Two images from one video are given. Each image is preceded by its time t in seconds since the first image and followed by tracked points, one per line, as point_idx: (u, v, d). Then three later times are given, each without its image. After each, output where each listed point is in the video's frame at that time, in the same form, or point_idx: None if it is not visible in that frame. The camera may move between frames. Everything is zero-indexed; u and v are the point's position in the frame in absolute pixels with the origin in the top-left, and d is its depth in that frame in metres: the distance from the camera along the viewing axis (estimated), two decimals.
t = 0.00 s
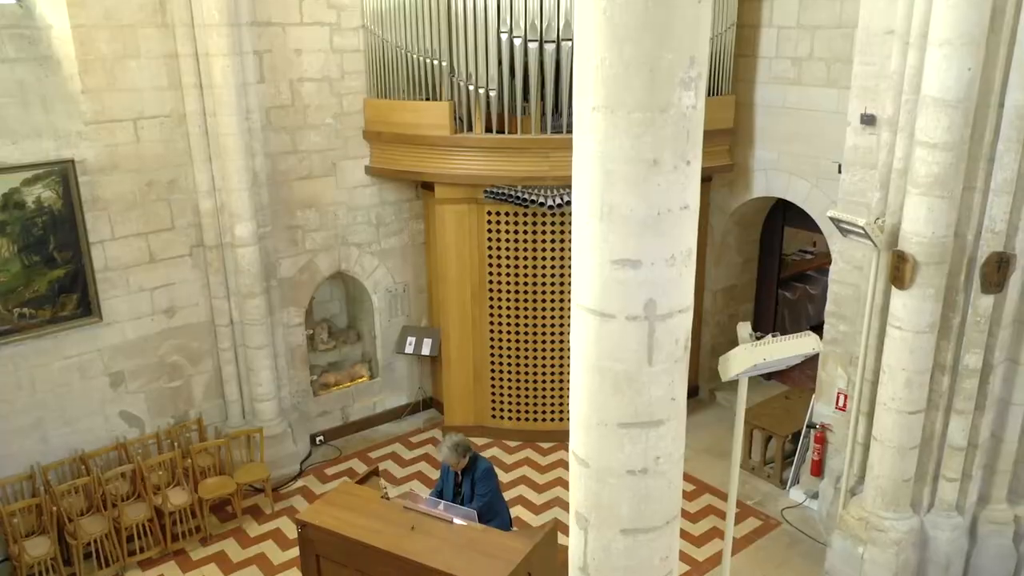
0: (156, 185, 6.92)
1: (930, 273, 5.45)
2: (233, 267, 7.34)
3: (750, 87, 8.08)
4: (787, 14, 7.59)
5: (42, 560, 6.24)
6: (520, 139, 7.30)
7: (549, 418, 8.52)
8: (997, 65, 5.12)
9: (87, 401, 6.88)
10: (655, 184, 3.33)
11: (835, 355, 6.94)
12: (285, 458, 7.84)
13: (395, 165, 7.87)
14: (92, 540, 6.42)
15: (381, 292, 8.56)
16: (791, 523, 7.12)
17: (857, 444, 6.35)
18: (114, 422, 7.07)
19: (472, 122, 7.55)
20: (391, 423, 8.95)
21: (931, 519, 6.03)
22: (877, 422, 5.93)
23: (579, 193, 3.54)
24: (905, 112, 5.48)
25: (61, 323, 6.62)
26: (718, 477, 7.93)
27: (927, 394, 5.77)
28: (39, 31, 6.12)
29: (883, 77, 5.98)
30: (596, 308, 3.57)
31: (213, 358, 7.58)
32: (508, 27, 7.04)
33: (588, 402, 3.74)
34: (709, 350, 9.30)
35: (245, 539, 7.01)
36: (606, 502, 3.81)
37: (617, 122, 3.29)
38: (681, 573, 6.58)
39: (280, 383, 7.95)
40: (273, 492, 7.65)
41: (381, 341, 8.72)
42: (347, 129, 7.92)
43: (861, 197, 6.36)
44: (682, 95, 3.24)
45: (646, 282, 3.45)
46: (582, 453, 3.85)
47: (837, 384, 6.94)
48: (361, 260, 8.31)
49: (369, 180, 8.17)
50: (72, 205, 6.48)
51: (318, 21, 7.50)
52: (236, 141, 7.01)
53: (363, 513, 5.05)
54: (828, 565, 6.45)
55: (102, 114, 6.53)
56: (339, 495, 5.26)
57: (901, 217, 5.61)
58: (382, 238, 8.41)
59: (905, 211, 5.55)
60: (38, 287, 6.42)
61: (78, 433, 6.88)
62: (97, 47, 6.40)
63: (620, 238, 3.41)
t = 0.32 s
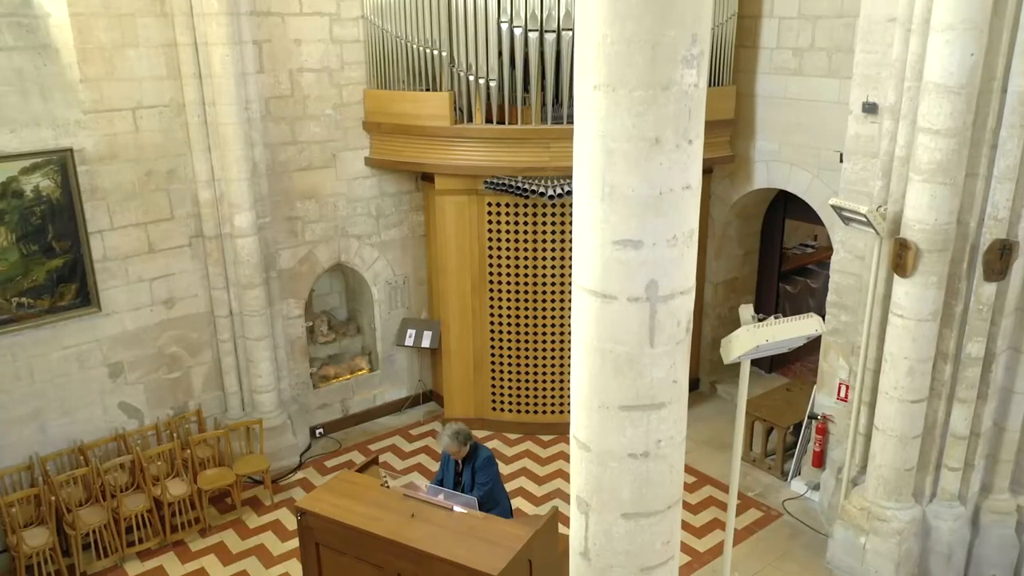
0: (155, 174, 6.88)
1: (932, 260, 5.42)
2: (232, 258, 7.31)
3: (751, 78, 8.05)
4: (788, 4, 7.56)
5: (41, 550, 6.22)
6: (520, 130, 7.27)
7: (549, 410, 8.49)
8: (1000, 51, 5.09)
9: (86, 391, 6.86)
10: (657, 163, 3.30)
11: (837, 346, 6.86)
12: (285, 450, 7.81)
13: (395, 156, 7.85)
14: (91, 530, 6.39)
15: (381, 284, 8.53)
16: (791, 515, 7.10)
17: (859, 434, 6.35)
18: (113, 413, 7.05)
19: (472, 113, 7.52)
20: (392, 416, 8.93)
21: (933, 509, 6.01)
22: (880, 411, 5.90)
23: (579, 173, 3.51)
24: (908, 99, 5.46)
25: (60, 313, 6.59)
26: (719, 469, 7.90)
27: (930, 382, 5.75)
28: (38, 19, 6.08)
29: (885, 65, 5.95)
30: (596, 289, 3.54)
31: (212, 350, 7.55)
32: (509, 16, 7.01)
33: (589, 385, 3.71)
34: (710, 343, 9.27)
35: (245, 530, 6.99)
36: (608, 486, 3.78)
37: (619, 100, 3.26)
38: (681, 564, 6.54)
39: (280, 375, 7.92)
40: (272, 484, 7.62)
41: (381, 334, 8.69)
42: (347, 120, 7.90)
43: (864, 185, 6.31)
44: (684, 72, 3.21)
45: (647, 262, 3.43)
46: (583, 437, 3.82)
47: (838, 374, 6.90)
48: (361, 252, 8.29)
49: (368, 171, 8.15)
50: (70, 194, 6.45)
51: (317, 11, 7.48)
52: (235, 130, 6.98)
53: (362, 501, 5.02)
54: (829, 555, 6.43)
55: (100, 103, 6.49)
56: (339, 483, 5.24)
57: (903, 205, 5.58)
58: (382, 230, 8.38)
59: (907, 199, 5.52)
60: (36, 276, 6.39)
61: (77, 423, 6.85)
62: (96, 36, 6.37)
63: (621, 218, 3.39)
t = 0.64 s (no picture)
0: (153, 163, 6.86)
1: (934, 246, 5.40)
2: (231, 248, 7.29)
3: (752, 68, 8.02)
4: None
5: (39, 540, 6.19)
6: (520, 119, 7.25)
7: (549, 402, 8.46)
8: (1003, 36, 5.07)
9: (84, 381, 6.83)
10: (658, 140, 3.28)
11: (839, 336, 6.78)
12: (285, 441, 7.79)
13: (395, 147, 7.82)
14: (89, 520, 6.36)
15: (381, 276, 8.50)
16: (793, 505, 7.06)
17: (861, 423, 6.32)
18: (112, 404, 7.02)
19: (472, 102, 7.49)
20: (391, 408, 8.90)
21: (936, 497, 5.98)
22: (882, 399, 5.87)
23: (579, 152, 3.49)
24: (910, 85, 5.43)
25: (58, 302, 6.56)
26: (719, 460, 7.88)
27: (932, 369, 5.72)
28: (36, 7, 6.05)
29: (886, 52, 5.92)
30: (597, 269, 3.52)
31: (211, 340, 7.52)
32: (508, 5, 6.98)
33: (589, 366, 3.69)
34: (711, 335, 9.24)
35: (243, 521, 6.96)
36: (609, 469, 3.76)
37: (619, 77, 3.23)
38: (682, 554, 6.50)
39: (280, 366, 7.89)
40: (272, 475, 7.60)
41: (380, 325, 8.66)
42: (346, 110, 7.87)
43: (865, 173, 6.28)
44: (686, 48, 3.19)
45: (648, 241, 3.40)
46: (584, 419, 3.80)
47: (839, 364, 6.87)
48: (360, 243, 8.26)
49: (368, 161, 8.12)
50: (68, 183, 6.42)
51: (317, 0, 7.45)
52: (234, 119, 6.96)
53: (361, 487, 5.00)
54: (831, 545, 6.41)
55: (99, 91, 6.47)
56: (338, 470, 5.21)
57: (905, 191, 5.55)
58: (382, 221, 8.36)
59: (908, 185, 5.50)
60: (34, 265, 6.36)
61: (75, 413, 6.82)
62: (94, 23, 6.35)
63: (622, 196, 3.36)
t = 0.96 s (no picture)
0: (152, 152, 6.83)
1: (936, 233, 5.37)
2: (230, 238, 7.26)
3: (753, 58, 7.99)
4: None
5: (37, 529, 6.17)
6: (520, 109, 7.22)
7: (549, 394, 8.44)
8: (1006, 20, 5.04)
9: (82, 371, 6.81)
10: (659, 116, 3.25)
11: (841, 325, 6.76)
12: (284, 432, 7.76)
13: (394, 137, 7.79)
14: (87, 509, 6.34)
15: (381, 267, 8.48)
16: (794, 496, 7.04)
17: (862, 412, 6.29)
18: (110, 394, 6.99)
19: (472, 92, 7.47)
20: (391, 400, 8.87)
21: (938, 486, 5.95)
22: (883, 387, 5.85)
23: (580, 130, 3.46)
24: (913, 71, 5.40)
25: (56, 291, 6.54)
26: (720, 452, 7.85)
27: (934, 357, 5.69)
28: None
29: (888, 38, 5.89)
30: (598, 248, 3.49)
31: (210, 331, 7.50)
32: None
33: (590, 347, 3.66)
34: (712, 327, 9.21)
35: (242, 511, 6.94)
36: (609, 451, 3.73)
37: (620, 52, 3.21)
38: (683, 544, 6.47)
39: (279, 357, 7.86)
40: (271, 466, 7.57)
41: (380, 317, 8.63)
42: (346, 100, 7.84)
43: (867, 161, 6.25)
44: (687, 23, 3.16)
45: (649, 219, 3.38)
46: (584, 401, 3.77)
47: (841, 353, 6.84)
48: (360, 234, 8.24)
49: (368, 152, 8.09)
50: (66, 171, 6.39)
51: None
52: (233, 108, 6.93)
53: (361, 473, 4.97)
54: (833, 534, 6.38)
55: (97, 79, 6.44)
56: (338, 457, 5.19)
57: (907, 178, 5.53)
58: (381, 212, 8.33)
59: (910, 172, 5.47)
60: (32, 254, 6.34)
61: (73, 403, 6.80)
62: (92, 11, 6.32)
63: (623, 174, 3.33)
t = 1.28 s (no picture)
0: (150, 142, 6.80)
1: (938, 219, 5.35)
2: (229, 229, 7.23)
3: (754, 48, 7.96)
4: None
5: (35, 519, 6.14)
6: (520, 99, 7.20)
7: (549, 386, 8.41)
8: (1008, 4, 5.01)
9: (81, 361, 6.78)
10: (660, 93, 3.23)
11: (842, 315, 6.74)
12: (283, 424, 7.73)
13: (394, 128, 7.77)
14: (85, 499, 6.31)
15: (380, 259, 8.45)
16: (795, 486, 7.01)
17: (864, 402, 6.26)
18: (109, 384, 6.97)
19: (472, 82, 7.44)
20: (391, 392, 8.84)
21: (940, 476, 5.92)
22: (885, 376, 5.82)
23: (580, 108, 3.43)
24: (914, 57, 5.37)
25: (55, 280, 6.51)
26: (721, 443, 7.82)
27: (936, 345, 5.66)
28: None
29: (890, 25, 5.86)
30: (598, 227, 3.46)
31: (209, 322, 7.47)
32: None
33: (590, 328, 3.63)
34: (712, 319, 9.19)
35: (242, 502, 6.91)
36: (610, 433, 3.71)
37: (621, 29, 3.18)
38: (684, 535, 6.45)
39: (278, 348, 7.84)
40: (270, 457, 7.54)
41: (380, 309, 8.61)
42: (345, 91, 7.81)
43: (868, 149, 6.22)
44: None
45: (650, 198, 3.35)
46: (585, 383, 3.74)
47: (842, 343, 6.82)
48: (359, 226, 8.21)
49: (368, 143, 8.06)
50: (64, 159, 6.37)
51: None
52: (232, 97, 6.90)
53: (360, 461, 4.94)
54: (834, 524, 6.36)
55: (95, 67, 6.41)
56: (338, 445, 5.15)
57: (909, 165, 5.50)
58: (381, 203, 8.30)
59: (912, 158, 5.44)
60: (30, 243, 6.31)
61: (71, 394, 6.77)
62: None
63: (624, 152, 3.31)
